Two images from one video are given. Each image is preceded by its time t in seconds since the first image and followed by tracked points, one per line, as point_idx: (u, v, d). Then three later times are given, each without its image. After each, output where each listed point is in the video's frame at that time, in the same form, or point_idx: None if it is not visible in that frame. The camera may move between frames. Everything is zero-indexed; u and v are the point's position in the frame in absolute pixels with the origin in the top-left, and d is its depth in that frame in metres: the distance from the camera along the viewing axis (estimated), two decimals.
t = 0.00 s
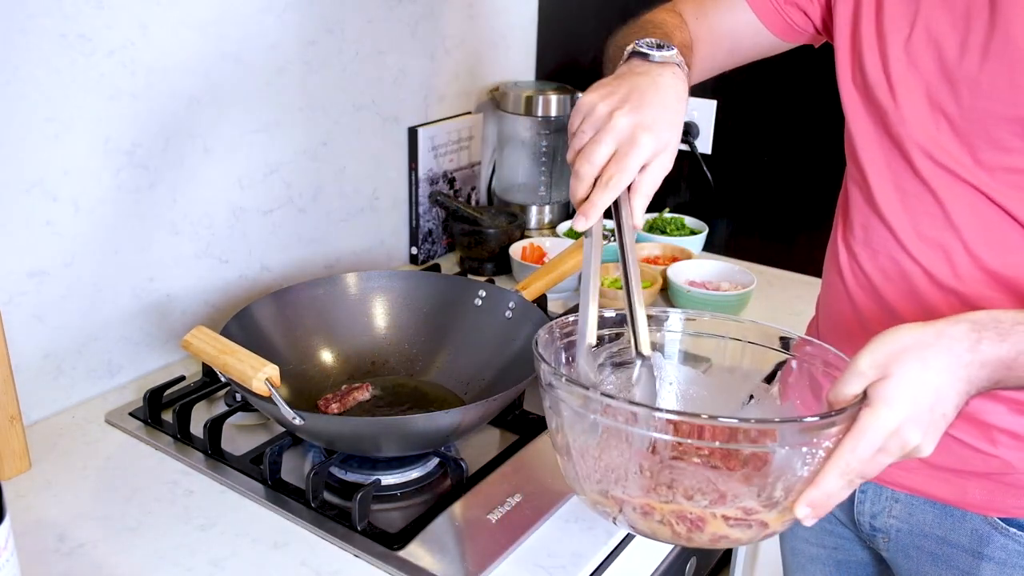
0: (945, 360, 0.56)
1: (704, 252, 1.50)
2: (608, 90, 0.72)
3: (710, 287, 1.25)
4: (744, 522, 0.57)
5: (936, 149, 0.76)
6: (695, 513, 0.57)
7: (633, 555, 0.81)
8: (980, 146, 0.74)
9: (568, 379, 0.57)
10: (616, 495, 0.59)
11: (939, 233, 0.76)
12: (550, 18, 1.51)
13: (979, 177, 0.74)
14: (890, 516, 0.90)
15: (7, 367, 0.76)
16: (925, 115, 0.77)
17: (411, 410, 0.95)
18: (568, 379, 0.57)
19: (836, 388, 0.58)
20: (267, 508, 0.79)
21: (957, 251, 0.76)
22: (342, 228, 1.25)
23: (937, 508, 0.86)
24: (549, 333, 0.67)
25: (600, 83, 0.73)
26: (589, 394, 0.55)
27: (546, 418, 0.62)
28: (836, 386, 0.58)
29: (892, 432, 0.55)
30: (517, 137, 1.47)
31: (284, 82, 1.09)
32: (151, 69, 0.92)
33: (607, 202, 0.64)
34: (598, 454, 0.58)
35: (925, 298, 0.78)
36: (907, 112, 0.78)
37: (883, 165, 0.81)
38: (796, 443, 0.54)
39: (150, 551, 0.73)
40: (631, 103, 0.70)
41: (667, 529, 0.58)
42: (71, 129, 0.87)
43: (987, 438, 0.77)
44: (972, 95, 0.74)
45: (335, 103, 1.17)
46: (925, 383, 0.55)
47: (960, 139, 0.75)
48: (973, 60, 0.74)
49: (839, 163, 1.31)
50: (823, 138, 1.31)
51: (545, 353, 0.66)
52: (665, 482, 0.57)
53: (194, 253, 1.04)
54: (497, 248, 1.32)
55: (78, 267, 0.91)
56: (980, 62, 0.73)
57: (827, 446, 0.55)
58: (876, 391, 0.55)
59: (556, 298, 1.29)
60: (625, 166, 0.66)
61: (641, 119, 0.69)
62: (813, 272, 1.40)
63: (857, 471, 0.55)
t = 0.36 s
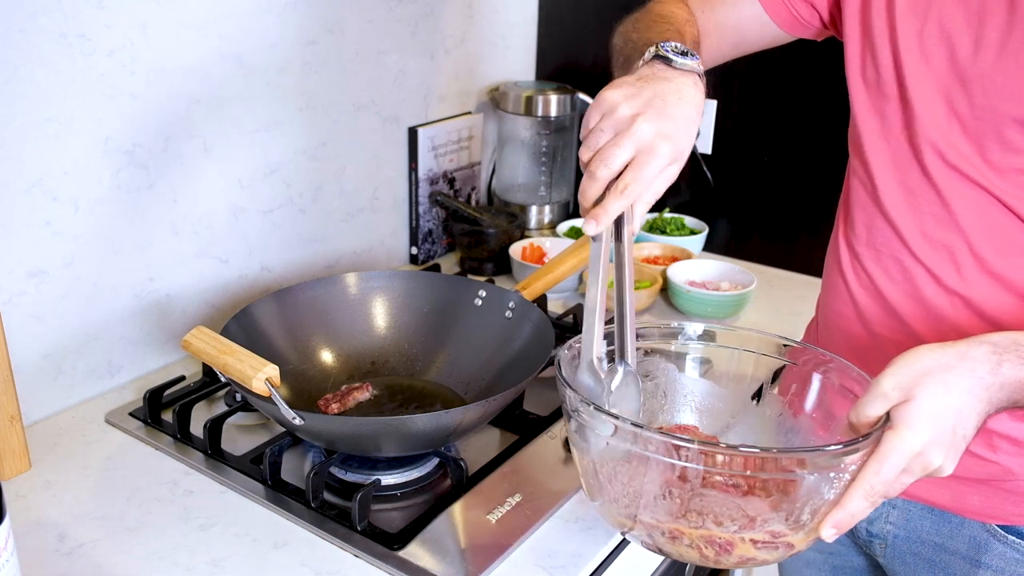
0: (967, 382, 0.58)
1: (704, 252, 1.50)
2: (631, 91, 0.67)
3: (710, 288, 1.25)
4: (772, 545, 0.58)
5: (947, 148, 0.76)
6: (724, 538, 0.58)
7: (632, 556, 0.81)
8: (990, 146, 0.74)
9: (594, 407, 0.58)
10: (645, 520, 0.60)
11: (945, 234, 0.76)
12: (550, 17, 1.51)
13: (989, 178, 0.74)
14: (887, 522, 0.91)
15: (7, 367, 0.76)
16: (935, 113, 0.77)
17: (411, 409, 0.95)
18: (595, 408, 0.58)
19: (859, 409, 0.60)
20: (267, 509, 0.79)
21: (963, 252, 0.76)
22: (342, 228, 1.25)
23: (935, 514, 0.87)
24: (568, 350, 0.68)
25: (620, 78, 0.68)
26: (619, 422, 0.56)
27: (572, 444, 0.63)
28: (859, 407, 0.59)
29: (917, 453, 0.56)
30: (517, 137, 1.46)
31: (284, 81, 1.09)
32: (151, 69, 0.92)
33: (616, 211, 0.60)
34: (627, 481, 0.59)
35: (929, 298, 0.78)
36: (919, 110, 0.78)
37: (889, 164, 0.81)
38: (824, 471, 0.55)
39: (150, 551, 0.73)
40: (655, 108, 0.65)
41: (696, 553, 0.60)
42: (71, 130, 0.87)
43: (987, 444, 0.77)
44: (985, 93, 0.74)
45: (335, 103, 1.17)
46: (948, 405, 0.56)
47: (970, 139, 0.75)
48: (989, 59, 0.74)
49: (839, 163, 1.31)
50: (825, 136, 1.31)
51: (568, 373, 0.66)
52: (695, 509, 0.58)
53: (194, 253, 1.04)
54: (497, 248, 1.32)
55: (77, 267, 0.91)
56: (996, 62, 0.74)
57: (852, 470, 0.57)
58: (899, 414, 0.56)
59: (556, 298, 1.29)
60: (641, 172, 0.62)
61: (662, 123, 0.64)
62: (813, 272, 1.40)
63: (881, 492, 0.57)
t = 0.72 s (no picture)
0: (995, 396, 0.60)
1: (704, 252, 1.50)
2: (662, 152, 0.69)
3: (710, 288, 1.25)
4: (806, 560, 0.59)
5: (964, 153, 0.76)
6: (761, 553, 0.58)
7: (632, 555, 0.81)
8: (1008, 152, 0.74)
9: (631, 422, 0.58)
10: (680, 535, 0.60)
11: (960, 239, 0.77)
12: (550, 18, 1.51)
13: (1007, 183, 0.74)
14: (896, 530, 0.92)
15: (7, 367, 0.76)
16: (951, 117, 0.77)
17: (411, 410, 0.95)
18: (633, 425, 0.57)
19: (888, 424, 0.61)
20: (267, 508, 0.79)
21: (978, 256, 0.76)
22: (342, 229, 1.25)
23: (944, 522, 0.87)
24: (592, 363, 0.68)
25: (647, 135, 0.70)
26: (658, 438, 0.56)
27: (603, 457, 0.62)
28: (889, 421, 0.61)
29: (950, 466, 0.58)
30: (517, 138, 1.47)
31: (284, 82, 1.09)
32: (151, 69, 0.92)
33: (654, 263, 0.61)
34: (663, 496, 0.59)
35: (941, 302, 0.78)
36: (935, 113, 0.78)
37: (903, 167, 0.81)
38: (860, 486, 0.55)
39: (150, 551, 0.73)
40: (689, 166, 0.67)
41: (731, 568, 0.60)
42: (71, 130, 0.87)
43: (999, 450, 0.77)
44: (1007, 98, 0.74)
45: (335, 104, 1.17)
46: (979, 419, 0.58)
47: (988, 144, 0.75)
48: (1010, 64, 0.74)
49: (839, 163, 1.31)
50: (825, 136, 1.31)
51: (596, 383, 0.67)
52: (732, 525, 0.58)
53: (194, 253, 1.04)
54: (497, 248, 1.32)
55: (77, 267, 0.91)
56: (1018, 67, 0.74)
57: (886, 486, 0.58)
58: (932, 428, 0.58)
59: (556, 298, 1.29)
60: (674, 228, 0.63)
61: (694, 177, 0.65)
62: (813, 271, 1.41)
63: (914, 505, 0.58)
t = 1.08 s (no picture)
0: None
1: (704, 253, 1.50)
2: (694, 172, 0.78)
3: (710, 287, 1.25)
4: None
5: (969, 158, 0.75)
6: None
7: (630, 556, 0.81)
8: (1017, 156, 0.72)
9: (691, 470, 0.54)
10: None
11: (969, 244, 0.75)
12: (549, 18, 1.51)
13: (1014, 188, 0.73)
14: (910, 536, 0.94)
15: (7, 366, 0.76)
16: (957, 122, 0.76)
17: (410, 411, 0.95)
18: (691, 471, 0.54)
19: (931, 444, 0.59)
20: (266, 508, 0.79)
21: (987, 263, 0.74)
22: (343, 229, 1.25)
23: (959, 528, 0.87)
24: (631, 388, 0.66)
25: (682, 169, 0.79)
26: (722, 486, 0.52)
27: (660, 502, 0.58)
28: (932, 440, 0.59)
29: (999, 486, 0.58)
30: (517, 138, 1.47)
31: (284, 82, 1.09)
32: (151, 69, 0.92)
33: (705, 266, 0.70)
34: (724, 541, 0.55)
35: (950, 308, 0.77)
36: (940, 120, 0.77)
37: (909, 174, 0.80)
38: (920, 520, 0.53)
39: (150, 551, 0.73)
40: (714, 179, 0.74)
41: None
42: (71, 129, 0.87)
43: None
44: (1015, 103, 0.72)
45: (335, 104, 1.17)
46: None
47: (994, 148, 0.74)
48: (1017, 66, 0.72)
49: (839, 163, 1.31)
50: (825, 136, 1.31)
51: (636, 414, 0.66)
52: (797, 568, 0.53)
53: (194, 253, 1.04)
54: (496, 248, 1.32)
55: (77, 267, 0.91)
56: None
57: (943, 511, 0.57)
58: (980, 451, 0.57)
59: (556, 298, 1.29)
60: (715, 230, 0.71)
61: (719, 184, 0.73)
62: (813, 272, 1.41)
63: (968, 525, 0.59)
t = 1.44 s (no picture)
0: None
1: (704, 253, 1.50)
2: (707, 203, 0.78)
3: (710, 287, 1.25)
4: None
5: (962, 163, 0.75)
6: None
7: (629, 558, 0.81)
8: (1010, 161, 0.72)
9: (697, 506, 0.53)
10: None
11: (964, 248, 0.75)
12: (549, 17, 1.51)
13: (1006, 193, 0.72)
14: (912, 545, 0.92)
15: (7, 366, 0.76)
16: (951, 128, 0.76)
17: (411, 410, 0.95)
18: (695, 505, 0.53)
19: (936, 463, 0.59)
20: (266, 508, 0.79)
21: (982, 267, 0.74)
22: (342, 229, 1.25)
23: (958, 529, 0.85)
24: (636, 417, 0.65)
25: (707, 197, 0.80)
26: (729, 520, 0.52)
27: (668, 533, 0.58)
28: (937, 459, 0.58)
29: (1004, 505, 0.57)
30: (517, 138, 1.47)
31: (284, 82, 1.09)
32: (151, 70, 0.92)
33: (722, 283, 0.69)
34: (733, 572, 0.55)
35: (947, 312, 0.77)
36: (933, 125, 0.77)
37: (905, 179, 0.80)
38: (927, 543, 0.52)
39: (150, 552, 0.73)
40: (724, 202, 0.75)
41: None
42: (71, 130, 0.87)
43: None
44: (1007, 108, 0.72)
45: (335, 104, 1.17)
46: None
47: (987, 153, 0.74)
48: (1009, 71, 0.72)
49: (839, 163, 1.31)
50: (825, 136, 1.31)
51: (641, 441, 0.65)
52: None
53: (194, 252, 1.04)
54: (497, 248, 1.32)
55: (77, 267, 0.91)
56: (1015, 74, 0.71)
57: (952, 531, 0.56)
58: (986, 470, 0.56)
59: (556, 298, 1.29)
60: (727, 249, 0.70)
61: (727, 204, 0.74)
62: (813, 273, 1.40)
63: (972, 546, 0.58)
